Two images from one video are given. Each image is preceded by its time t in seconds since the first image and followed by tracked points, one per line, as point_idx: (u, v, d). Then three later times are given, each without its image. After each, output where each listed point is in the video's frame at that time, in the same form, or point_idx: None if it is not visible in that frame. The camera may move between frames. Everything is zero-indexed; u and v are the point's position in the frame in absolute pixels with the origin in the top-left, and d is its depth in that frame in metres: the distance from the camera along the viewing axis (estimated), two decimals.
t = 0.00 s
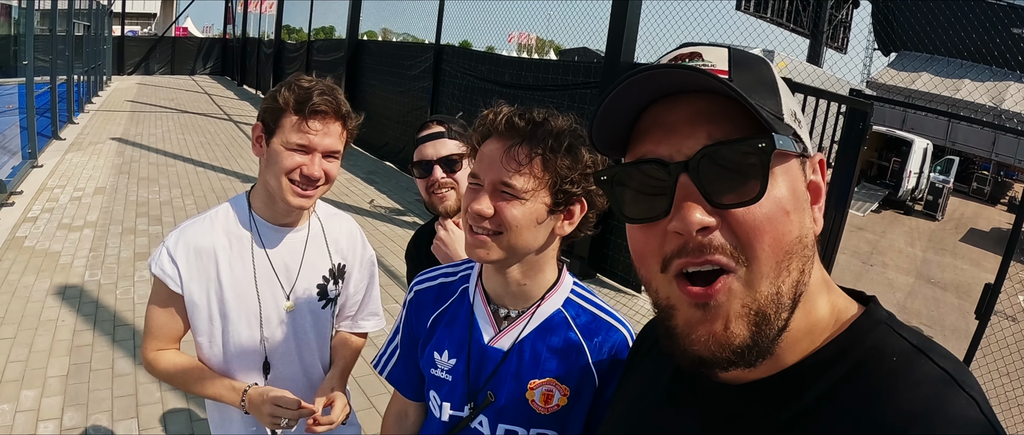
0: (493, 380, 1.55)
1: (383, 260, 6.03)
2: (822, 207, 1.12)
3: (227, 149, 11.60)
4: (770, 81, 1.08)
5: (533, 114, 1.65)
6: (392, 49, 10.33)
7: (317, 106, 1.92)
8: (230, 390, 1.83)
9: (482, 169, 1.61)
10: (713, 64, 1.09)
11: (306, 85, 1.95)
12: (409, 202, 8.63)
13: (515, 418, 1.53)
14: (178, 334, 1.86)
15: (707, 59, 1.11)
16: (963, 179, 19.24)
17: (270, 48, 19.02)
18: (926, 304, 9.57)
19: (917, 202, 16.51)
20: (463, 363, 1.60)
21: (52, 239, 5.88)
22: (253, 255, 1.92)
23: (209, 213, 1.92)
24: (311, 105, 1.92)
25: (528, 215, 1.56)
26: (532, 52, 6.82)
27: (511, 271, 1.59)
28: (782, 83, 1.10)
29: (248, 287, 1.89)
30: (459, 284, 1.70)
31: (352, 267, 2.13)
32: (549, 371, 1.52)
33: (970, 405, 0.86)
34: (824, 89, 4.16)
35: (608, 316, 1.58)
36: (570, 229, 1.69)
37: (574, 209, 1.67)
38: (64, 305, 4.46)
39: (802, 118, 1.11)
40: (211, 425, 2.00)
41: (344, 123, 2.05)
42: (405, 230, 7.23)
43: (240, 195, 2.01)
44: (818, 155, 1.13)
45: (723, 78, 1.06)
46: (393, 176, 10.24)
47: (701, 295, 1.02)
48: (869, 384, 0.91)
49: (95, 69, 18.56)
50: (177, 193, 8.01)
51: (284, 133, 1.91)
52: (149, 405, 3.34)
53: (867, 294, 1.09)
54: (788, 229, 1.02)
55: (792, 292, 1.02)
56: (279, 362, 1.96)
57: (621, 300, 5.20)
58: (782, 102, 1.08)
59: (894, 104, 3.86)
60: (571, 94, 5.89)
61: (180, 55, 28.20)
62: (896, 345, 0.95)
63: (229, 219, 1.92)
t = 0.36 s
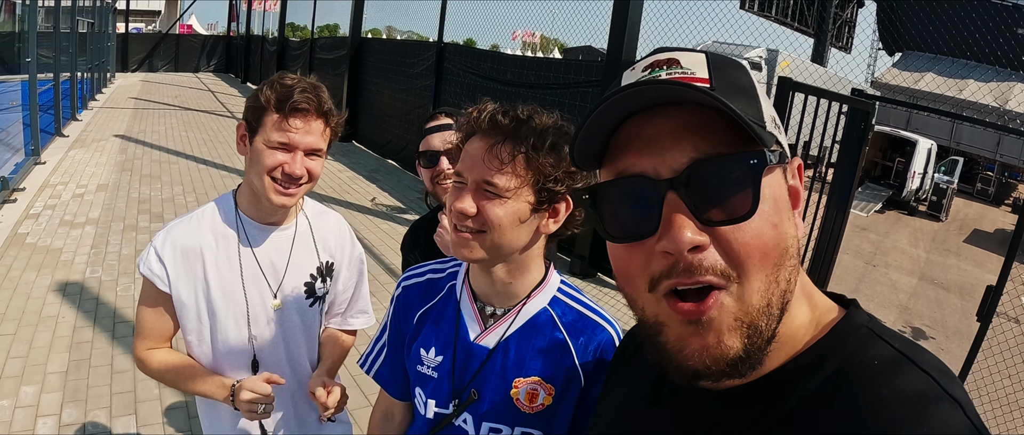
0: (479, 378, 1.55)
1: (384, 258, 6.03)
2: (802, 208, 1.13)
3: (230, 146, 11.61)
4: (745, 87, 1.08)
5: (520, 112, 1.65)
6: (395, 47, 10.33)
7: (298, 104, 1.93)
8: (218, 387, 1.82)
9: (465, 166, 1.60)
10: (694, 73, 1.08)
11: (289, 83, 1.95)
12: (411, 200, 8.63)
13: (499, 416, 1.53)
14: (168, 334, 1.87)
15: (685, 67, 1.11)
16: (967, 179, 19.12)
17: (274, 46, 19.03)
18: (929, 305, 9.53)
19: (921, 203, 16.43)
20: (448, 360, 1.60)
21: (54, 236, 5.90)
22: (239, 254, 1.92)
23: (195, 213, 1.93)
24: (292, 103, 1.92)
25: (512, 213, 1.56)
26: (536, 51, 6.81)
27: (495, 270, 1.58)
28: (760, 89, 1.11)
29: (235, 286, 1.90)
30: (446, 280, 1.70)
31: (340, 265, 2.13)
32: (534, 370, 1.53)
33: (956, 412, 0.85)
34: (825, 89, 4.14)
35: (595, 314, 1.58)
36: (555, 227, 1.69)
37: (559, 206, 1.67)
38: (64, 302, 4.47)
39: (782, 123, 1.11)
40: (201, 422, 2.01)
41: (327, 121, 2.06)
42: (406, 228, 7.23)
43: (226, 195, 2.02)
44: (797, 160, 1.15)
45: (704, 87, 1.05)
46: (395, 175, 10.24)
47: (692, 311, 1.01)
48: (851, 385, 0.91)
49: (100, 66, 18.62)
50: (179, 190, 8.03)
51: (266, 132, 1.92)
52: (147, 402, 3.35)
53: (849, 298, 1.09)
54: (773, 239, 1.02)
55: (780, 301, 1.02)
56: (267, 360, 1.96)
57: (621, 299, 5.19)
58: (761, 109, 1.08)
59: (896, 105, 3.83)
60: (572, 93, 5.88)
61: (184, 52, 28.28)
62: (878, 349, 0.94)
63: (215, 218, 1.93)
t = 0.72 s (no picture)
0: (476, 380, 1.55)
1: (385, 257, 6.03)
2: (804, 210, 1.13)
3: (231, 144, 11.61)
4: (747, 88, 1.08)
5: (539, 112, 1.66)
6: (397, 45, 10.32)
7: (298, 105, 1.94)
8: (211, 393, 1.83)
9: (495, 163, 1.59)
10: (700, 71, 1.09)
11: (289, 84, 1.97)
12: (412, 198, 8.62)
13: (498, 417, 1.53)
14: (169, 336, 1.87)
15: (691, 65, 1.11)
16: (969, 180, 19.07)
17: (276, 44, 19.04)
18: (931, 305, 9.50)
19: (923, 203, 16.39)
20: (446, 360, 1.59)
21: (55, 234, 5.90)
22: (237, 254, 1.93)
23: (193, 213, 1.94)
24: (292, 104, 1.93)
25: (540, 212, 1.60)
26: (538, 49, 6.79)
27: (500, 272, 1.58)
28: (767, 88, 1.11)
29: (232, 285, 1.90)
30: (442, 281, 1.70)
31: (339, 268, 2.13)
32: (532, 371, 1.53)
33: (959, 418, 0.84)
34: (827, 89, 4.12)
35: (593, 313, 1.58)
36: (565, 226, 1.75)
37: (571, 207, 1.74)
38: (65, 300, 4.47)
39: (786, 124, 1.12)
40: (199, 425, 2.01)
41: (327, 123, 2.07)
42: (407, 227, 7.22)
43: (225, 196, 2.03)
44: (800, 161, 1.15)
45: (711, 86, 1.06)
46: (396, 173, 10.23)
47: (691, 303, 1.01)
48: (853, 389, 0.90)
49: (101, 63, 18.63)
50: (180, 188, 8.02)
51: (266, 132, 1.93)
52: (148, 400, 3.35)
53: (849, 300, 1.09)
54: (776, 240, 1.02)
55: (781, 302, 1.02)
56: (263, 361, 1.95)
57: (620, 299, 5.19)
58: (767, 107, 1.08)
59: (899, 105, 3.82)
60: (574, 92, 5.88)
61: (186, 50, 28.28)
62: (880, 354, 0.94)
63: (213, 218, 1.94)
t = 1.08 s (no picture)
0: (481, 380, 1.55)
1: (386, 254, 6.03)
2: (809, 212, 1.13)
3: (233, 141, 11.61)
4: (746, 88, 1.08)
5: (542, 114, 1.66)
6: (399, 42, 10.31)
7: (307, 103, 1.94)
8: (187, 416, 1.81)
9: (506, 170, 1.58)
10: (701, 71, 1.09)
11: (297, 82, 1.96)
12: (413, 195, 8.62)
13: (501, 416, 1.53)
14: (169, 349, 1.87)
15: (692, 67, 1.11)
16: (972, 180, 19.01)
17: (278, 40, 19.04)
18: (932, 305, 9.49)
19: (925, 202, 16.36)
20: (449, 360, 1.59)
21: (57, 230, 5.92)
22: (244, 256, 1.94)
23: (199, 213, 1.94)
24: (301, 102, 1.93)
25: (551, 214, 1.62)
26: (540, 47, 6.80)
27: (509, 278, 1.59)
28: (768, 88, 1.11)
29: (238, 287, 1.92)
30: (445, 281, 1.70)
31: (343, 264, 2.14)
32: (538, 369, 1.53)
33: (961, 417, 0.84)
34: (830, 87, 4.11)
35: (595, 314, 1.60)
36: (571, 225, 1.78)
37: (573, 208, 1.77)
38: (67, 296, 4.49)
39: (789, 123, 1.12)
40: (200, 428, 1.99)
41: (336, 121, 2.07)
42: (409, 224, 7.22)
43: (230, 194, 2.03)
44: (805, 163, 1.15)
45: (713, 86, 1.07)
46: (398, 170, 10.23)
47: (693, 301, 1.02)
48: (856, 388, 0.91)
49: (104, 60, 18.64)
50: (182, 184, 8.04)
51: (274, 131, 1.93)
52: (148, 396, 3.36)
53: (853, 300, 1.09)
54: (782, 239, 1.03)
55: (786, 298, 1.02)
56: (270, 361, 1.96)
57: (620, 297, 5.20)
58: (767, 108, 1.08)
59: (901, 104, 3.80)
60: (576, 89, 5.87)
61: (189, 47, 28.28)
62: (883, 354, 0.94)
63: (219, 219, 1.95)
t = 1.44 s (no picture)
0: (478, 378, 1.55)
1: (385, 246, 6.02)
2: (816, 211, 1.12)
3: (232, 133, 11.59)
4: (755, 83, 1.08)
5: (532, 107, 1.65)
6: (399, 34, 10.27)
7: (300, 99, 1.93)
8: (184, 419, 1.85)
9: (499, 167, 1.57)
10: (712, 65, 1.09)
11: (289, 78, 1.95)
12: (414, 187, 8.61)
13: (498, 413, 1.54)
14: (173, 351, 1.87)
15: (704, 60, 1.11)
16: (972, 173, 18.96)
17: (278, 32, 18.96)
18: (931, 298, 9.49)
19: (925, 195, 16.33)
20: (444, 357, 1.59)
21: (57, 223, 5.92)
22: (238, 255, 1.94)
23: (191, 212, 1.93)
24: (293, 99, 1.92)
25: (546, 209, 1.61)
26: (541, 38, 6.78)
27: (505, 273, 1.58)
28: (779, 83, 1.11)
29: (233, 287, 1.92)
30: (441, 277, 1.69)
31: (342, 264, 2.14)
32: (533, 367, 1.53)
33: (967, 418, 0.84)
34: (831, 79, 4.09)
35: (593, 311, 1.59)
36: (566, 216, 1.78)
37: (568, 198, 1.76)
38: (66, 289, 4.49)
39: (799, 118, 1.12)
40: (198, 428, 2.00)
41: (329, 118, 2.07)
42: (409, 216, 7.21)
43: (223, 193, 2.02)
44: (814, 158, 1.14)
45: (723, 82, 1.06)
46: (398, 162, 10.21)
47: (703, 298, 1.01)
48: (862, 391, 0.90)
49: (104, 52, 18.59)
50: (182, 177, 8.03)
51: (266, 129, 1.93)
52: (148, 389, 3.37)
53: (863, 300, 1.08)
54: (790, 238, 1.02)
55: (791, 297, 1.01)
56: (264, 359, 1.96)
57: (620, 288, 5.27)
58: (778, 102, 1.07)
59: (902, 98, 3.78)
60: (576, 81, 5.85)
61: (188, 38, 28.18)
62: (890, 354, 0.93)
63: (212, 218, 1.94)
